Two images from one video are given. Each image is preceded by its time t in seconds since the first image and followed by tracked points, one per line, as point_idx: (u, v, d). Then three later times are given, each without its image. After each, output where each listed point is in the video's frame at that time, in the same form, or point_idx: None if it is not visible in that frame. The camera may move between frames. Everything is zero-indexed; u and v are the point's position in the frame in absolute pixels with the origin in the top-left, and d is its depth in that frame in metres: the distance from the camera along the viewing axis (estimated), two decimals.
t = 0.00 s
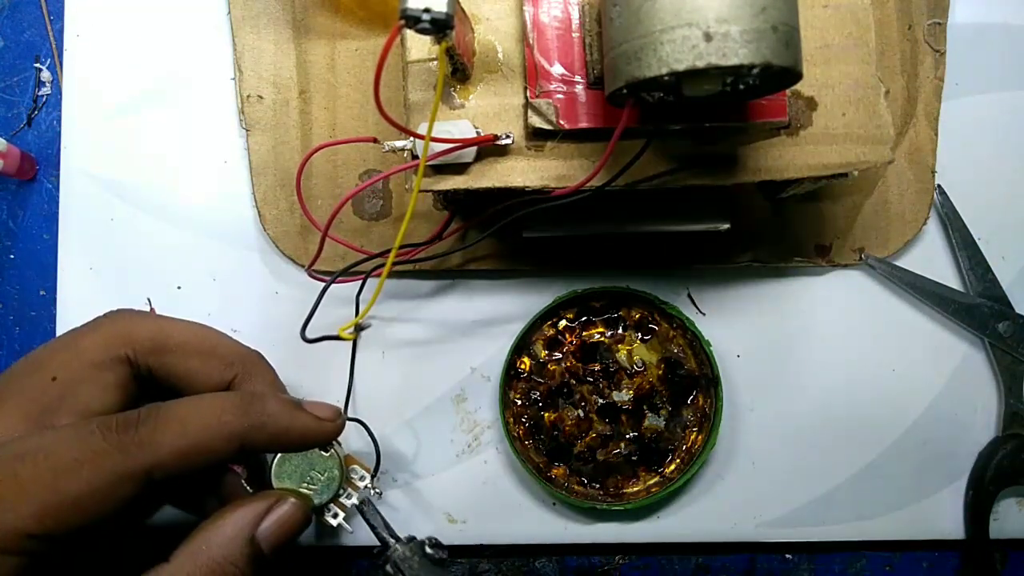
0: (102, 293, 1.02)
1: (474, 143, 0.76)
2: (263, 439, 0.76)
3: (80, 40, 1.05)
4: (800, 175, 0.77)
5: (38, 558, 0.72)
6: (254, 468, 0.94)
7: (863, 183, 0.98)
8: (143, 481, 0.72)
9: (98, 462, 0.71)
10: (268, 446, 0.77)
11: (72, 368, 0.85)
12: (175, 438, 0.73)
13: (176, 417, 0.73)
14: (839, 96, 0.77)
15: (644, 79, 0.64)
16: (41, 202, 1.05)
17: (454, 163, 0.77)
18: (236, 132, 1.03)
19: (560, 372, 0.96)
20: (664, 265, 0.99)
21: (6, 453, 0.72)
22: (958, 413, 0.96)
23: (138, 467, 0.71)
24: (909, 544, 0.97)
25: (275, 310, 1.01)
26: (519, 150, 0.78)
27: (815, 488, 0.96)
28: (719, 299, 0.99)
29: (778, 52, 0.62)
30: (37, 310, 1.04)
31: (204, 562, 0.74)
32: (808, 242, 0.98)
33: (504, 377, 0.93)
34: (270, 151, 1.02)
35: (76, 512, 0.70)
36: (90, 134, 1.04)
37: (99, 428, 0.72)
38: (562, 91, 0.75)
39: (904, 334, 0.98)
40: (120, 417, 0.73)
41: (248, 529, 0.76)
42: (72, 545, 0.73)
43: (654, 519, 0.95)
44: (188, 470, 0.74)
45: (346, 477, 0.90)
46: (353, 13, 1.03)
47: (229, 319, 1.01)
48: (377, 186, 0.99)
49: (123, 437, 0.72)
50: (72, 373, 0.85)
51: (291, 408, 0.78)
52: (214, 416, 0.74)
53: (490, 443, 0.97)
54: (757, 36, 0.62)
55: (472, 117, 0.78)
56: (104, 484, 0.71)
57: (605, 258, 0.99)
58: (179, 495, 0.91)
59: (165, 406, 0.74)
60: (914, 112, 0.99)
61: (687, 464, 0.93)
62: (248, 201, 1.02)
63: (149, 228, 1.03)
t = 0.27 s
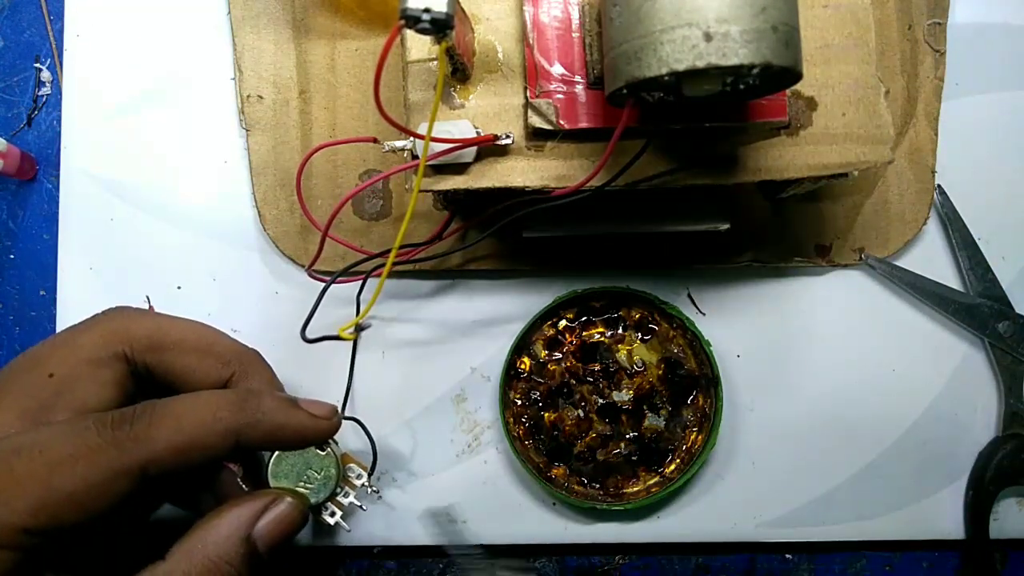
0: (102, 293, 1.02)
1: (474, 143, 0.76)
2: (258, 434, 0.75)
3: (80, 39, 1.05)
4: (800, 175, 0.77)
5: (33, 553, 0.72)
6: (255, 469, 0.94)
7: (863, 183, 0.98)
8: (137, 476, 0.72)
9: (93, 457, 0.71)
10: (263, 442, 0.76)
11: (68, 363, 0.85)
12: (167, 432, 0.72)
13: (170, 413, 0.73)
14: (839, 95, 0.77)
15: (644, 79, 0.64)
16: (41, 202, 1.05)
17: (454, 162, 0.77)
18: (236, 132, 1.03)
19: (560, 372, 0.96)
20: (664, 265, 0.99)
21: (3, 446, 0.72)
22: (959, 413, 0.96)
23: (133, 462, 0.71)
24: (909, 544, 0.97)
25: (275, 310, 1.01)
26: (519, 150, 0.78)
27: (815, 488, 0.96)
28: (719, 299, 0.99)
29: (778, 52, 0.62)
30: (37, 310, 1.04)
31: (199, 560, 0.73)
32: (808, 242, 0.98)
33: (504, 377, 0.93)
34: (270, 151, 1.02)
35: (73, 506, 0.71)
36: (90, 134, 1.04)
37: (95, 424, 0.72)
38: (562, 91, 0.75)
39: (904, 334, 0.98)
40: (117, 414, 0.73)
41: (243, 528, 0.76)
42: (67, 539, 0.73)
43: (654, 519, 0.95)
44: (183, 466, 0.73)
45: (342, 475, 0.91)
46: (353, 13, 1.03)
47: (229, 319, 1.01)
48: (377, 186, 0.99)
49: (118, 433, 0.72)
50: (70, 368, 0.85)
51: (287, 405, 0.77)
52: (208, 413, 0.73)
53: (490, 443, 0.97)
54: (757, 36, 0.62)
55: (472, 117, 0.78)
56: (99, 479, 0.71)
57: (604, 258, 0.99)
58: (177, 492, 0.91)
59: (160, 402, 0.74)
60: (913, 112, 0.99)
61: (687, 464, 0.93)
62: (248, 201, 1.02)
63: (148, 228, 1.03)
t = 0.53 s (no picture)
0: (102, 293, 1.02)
1: (474, 143, 0.76)
2: (222, 417, 0.83)
3: (80, 39, 1.05)
4: (800, 175, 0.77)
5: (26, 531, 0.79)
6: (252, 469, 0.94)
7: (863, 183, 0.98)
8: (100, 434, 0.78)
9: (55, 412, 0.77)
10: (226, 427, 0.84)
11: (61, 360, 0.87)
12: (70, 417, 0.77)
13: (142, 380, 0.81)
14: (839, 95, 0.77)
15: (644, 79, 0.64)
16: (41, 202, 1.05)
17: (454, 162, 0.77)
18: (236, 132, 1.03)
19: (560, 372, 0.96)
20: (664, 265, 0.99)
21: None
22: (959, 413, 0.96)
23: (97, 419, 0.78)
24: (909, 544, 0.96)
25: (275, 309, 1.01)
26: (519, 150, 0.78)
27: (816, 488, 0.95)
28: (719, 299, 0.99)
29: (778, 52, 0.62)
30: (37, 310, 1.03)
31: (183, 551, 0.74)
32: (808, 242, 0.98)
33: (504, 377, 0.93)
34: (270, 151, 1.02)
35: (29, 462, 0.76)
36: (90, 134, 1.04)
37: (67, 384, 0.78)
38: (562, 91, 0.75)
39: (905, 334, 0.98)
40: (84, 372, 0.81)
41: (229, 523, 0.76)
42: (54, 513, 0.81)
43: (653, 520, 0.95)
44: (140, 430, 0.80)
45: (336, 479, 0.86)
46: (353, 13, 1.03)
47: (229, 318, 1.01)
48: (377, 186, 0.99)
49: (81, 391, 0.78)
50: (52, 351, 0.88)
51: (256, 399, 0.85)
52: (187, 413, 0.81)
53: (490, 443, 0.97)
54: (757, 36, 0.62)
55: (472, 117, 0.78)
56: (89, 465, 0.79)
57: (604, 258, 0.99)
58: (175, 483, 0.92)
59: (131, 371, 0.81)
60: (914, 112, 0.99)
61: (687, 464, 0.93)
62: (248, 201, 1.02)
63: (148, 228, 1.03)
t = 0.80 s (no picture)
0: (102, 293, 1.02)
1: (474, 143, 0.76)
2: (219, 442, 0.80)
3: (81, 40, 1.05)
4: (800, 175, 0.77)
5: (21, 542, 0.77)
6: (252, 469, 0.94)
7: (863, 183, 0.98)
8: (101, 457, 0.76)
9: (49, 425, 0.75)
10: (224, 451, 0.80)
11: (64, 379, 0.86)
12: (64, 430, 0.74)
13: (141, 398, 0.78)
14: (839, 95, 0.77)
15: (644, 79, 0.64)
16: (41, 202, 1.05)
17: (454, 163, 0.77)
18: (236, 133, 1.03)
19: (560, 370, 0.96)
20: (664, 265, 0.99)
21: None
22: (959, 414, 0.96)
23: (95, 436, 0.76)
24: (909, 544, 0.96)
25: (275, 309, 1.01)
26: (519, 150, 0.78)
27: (815, 488, 0.96)
28: (719, 299, 0.99)
29: (778, 52, 0.62)
30: (37, 310, 1.03)
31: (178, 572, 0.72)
32: (808, 242, 0.98)
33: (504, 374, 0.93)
34: (270, 151, 1.02)
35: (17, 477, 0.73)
36: (90, 134, 1.04)
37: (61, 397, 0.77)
38: (562, 91, 0.75)
39: (904, 333, 0.98)
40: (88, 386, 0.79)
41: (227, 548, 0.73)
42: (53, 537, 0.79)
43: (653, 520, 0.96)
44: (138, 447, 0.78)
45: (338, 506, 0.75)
46: (353, 13, 1.03)
47: (229, 318, 1.01)
48: (377, 186, 0.99)
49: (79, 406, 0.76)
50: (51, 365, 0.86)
51: (256, 424, 0.80)
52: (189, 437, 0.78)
53: (490, 443, 0.97)
54: (757, 36, 0.62)
55: (472, 117, 0.78)
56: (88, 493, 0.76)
57: (604, 258, 0.99)
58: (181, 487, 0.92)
59: (132, 388, 0.79)
60: (913, 112, 0.99)
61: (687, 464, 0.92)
62: (248, 201, 1.02)
63: (148, 228, 1.03)
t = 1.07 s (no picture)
0: (102, 293, 1.02)
1: (474, 143, 0.76)
2: (227, 446, 0.79)
3: (80, 40, 1.05)
4: (800, 175, 0.77)
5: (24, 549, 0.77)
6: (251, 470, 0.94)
7: (863, 183, 0.98)
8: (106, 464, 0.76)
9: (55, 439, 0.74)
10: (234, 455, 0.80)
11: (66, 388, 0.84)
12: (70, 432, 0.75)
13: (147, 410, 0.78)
14: (839, 95, 0.77)
15: (643, 79, 0.64)
16: (41, 202, 1.05)
17: (454, 163, 0.77)
18: (236, 133, 1.03)
19: (560, 370, 0.96)
20: (664, 265, 0.99)
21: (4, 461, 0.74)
22: (959, 414, 0.96)
23: (102, 448, 0.75)
24: (909, 543, 0.96)
25: (275, 309, 1.01)
26: (519, 150, 0.78)
27: (815, 488, 0.96)
28: (719, 299, 0.99)
29: (778, 52, 0.62)
30: (37, 310, 1.04)
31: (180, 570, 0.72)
32: (808, 242, 0.98)
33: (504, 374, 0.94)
34: (270, 151, 1.02)
35: (28, 495, 0.73)
36: (90, 134, 1.04)
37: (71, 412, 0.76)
38: (562, 91, 0.75)
39: (904, 332, 0.98)
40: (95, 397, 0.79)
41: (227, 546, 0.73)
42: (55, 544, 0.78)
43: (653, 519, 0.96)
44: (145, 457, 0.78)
45: (345, 511, 0.77)
46: (353, 13, 1.03)
47: (229, 318, 1.01)
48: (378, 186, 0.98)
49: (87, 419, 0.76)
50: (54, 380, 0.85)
51: (263, 426, 0.81)
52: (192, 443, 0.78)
53: (490, 443, 0.97)
54: (757, 36, 0.62)
55: (472, 117, 0.78)
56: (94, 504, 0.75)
57: (605, 258, 0.99)
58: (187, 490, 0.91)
59: (137, 399, 0.78)
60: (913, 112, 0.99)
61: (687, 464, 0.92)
62: (248, 201, 1.02)
63: (148, 228, 1.03)
